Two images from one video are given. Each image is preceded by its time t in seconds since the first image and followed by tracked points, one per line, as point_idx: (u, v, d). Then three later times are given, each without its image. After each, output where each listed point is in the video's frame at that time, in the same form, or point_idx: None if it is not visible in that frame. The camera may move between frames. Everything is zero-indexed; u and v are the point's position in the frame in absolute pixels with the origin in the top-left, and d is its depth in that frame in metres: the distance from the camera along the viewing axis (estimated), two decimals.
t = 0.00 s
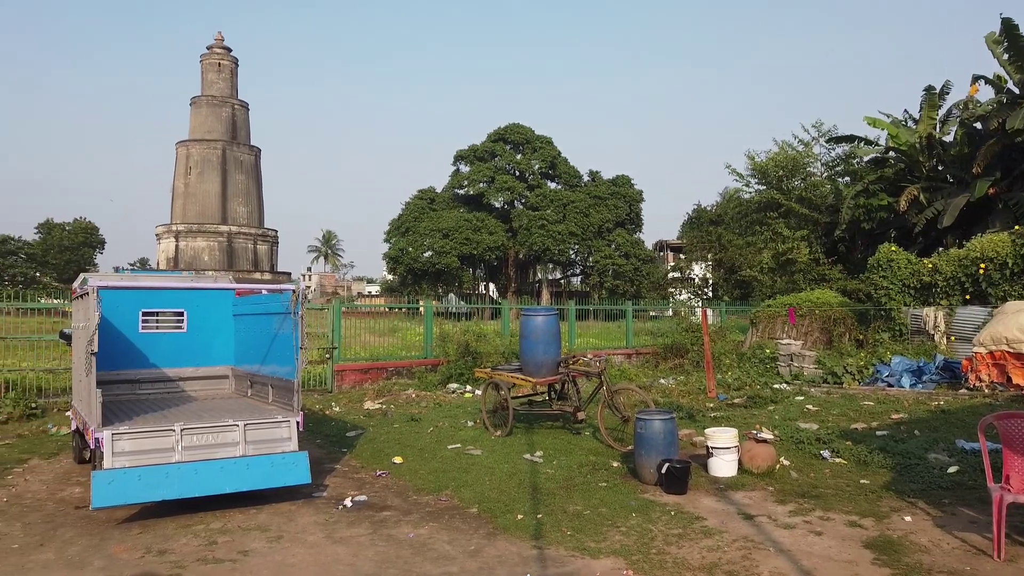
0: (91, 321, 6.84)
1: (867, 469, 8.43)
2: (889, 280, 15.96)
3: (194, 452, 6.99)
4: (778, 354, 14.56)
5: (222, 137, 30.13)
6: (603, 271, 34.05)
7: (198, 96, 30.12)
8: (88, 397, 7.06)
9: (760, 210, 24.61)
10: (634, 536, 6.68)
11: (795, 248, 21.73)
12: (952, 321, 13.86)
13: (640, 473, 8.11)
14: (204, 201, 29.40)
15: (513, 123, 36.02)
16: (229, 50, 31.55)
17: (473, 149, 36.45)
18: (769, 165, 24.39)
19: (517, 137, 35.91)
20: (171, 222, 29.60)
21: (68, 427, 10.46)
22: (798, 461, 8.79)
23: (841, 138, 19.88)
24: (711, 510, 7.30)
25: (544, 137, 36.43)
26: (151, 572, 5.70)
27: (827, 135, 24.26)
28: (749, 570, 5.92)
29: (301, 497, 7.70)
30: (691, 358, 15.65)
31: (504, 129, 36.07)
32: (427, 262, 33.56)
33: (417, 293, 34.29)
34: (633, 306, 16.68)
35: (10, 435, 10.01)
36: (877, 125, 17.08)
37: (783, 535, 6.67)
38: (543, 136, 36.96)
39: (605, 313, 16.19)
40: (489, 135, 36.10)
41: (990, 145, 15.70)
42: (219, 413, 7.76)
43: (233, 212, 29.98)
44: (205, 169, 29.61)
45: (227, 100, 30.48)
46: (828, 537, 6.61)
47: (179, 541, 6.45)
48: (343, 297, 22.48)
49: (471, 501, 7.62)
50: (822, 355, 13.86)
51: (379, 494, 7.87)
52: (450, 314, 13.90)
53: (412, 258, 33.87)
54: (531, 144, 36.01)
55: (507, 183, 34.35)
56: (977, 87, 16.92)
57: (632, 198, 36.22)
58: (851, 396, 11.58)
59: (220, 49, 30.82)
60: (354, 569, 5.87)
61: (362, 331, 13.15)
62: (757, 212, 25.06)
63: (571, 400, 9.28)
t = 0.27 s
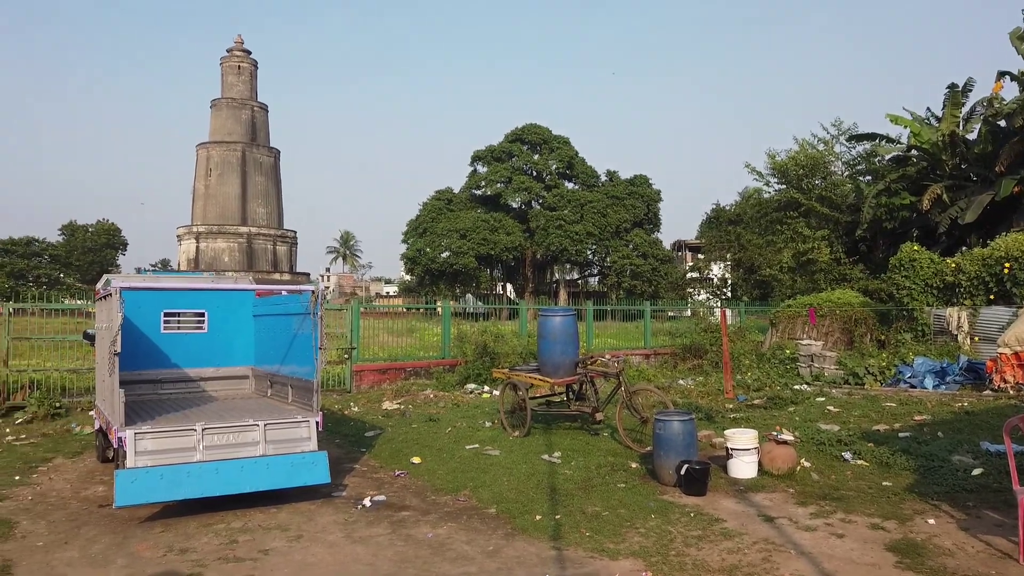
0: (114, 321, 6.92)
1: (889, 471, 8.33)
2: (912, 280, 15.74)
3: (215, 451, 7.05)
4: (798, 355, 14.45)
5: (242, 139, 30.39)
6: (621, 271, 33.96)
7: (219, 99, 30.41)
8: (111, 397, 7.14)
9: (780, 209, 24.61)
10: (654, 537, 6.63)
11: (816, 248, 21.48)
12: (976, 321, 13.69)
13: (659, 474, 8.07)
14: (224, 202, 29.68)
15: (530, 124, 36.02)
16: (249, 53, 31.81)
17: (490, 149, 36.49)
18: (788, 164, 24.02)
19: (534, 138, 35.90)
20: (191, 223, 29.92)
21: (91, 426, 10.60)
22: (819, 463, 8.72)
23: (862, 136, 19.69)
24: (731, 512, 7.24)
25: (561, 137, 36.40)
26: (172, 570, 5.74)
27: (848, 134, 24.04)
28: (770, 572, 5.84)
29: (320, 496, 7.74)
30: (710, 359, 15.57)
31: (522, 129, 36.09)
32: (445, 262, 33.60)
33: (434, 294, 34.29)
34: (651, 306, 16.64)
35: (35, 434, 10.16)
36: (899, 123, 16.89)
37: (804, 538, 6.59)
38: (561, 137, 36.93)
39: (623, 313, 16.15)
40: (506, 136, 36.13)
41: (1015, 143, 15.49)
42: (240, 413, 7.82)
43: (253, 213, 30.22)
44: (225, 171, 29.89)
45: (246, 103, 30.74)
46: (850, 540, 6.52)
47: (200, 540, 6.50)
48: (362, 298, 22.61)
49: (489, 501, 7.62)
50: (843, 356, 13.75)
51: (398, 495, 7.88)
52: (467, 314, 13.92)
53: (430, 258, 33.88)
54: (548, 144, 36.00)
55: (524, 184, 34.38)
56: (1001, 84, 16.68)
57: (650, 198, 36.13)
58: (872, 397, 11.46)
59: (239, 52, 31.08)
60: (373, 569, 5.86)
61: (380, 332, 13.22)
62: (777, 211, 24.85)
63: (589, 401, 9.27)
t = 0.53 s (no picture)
0: (134, 322, 6.99)
1: (911, 473, 8.23)
2: (933, 279, 15.52)
3: (234, 450, 7.10)
4: (817, 355, 14.35)
5: (260, 141, 30.61)
6: (637, 271, 33.85)
7: (237, 100, 30.64)
8: (132, 396, 7.21)
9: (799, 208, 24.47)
10: (671, 538, 6.58)
11: (835, 248, 21.42)
12: (1000, 320, 13.45)
13: (677, 475, 8.03)
14: (242, 203, 29.92)
15: (547, 123, 35.99)
16: (267, 55, 32.01)
17: (506, 149, 36.49)
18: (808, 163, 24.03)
19: (550, 138, 35.87)
20: (210, 224, 30.19)
21: (112, 425, 10.73)
22: (839, 464, 8.63)
23: (882, 134, 19.48)
24: (749, 513, 7.17)
25: (577, 137, 36.35)
26: (192, 568, 5.79)
27: (868, 131, 23.79)
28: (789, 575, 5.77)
29: (337, 496, 7.76)
30: (727, 359, 15.48)
31: (538, 129, 36.07)
32: (461, 262, 33.65)
33: (451, 293, 34.31)
34: (668, 306, 16.57)
35: (58, 433, 10.30)
36: (920, 120, 16.68)
37: (824, 540, 6.51)
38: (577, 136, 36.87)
39: (640, 313, 16.10)
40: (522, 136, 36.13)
41: None
42: (258, 412, 7.87)
43: (271, 214, 30.43)
44: (243, 172, 30.12)
45: (264, 104, 30.95)
46: (870, 542, 6.43)
47: (219, 538, 6.55)
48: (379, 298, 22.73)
49: (506, 501, 7.61)
50: (863, 356, 13.63)
51: (415, 494, 7.90)
52: (484, 314, 13.94)
53: (446, 258, 33.91)
54: (565, 143, 35.96)
55: (540, 183, 34.36)
56: None
57: (667, 197, 35.98)
58: (893, 398, 11.34)
59: (257, 54, 31.29)
60: (391, 569, 5.87)
61: (397, 332, 13.27)
62: (796, 209, 24.61)
63: (605, 401, 9.25)
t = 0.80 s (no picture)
0: (151, 322, 7.05)
1: (928, 474, 8.14)
2: (951, 279, 15.38)
3: (249, 450, 7.14)
4: (833, 355, 14.27)
5: (274, 141, 30.78)
6: (651, 271, 33.75)
7: (252, 102, 30.83)
8: (149, 396, 7.27)
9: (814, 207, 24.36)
10: (686, 539, 6.54)
11: (852, 247, 21.38)
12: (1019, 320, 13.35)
13: (691, 476, 7.99)
14: (257, 204, 30.11)
15: (560, 123, 35.96)
16: (281, 56, 32.19)
17: (519, 149, 36.48)
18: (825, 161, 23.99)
19: (564, 137, 35.83)
20: (226, 225, 30.41)
21: (129, 424, 10.83)
22: (855, 465, 8.56)
23: (899, 132, 19.31)
24: (765, 515, 7.12)
25: (591, 136, 36.30)
26: (208, 567, 5.82)
27: (885, 130, 23.59)
28: None
29: (352, 495, 7.78)
30: (742, 359, 15.40)
31: (551, 129, 36.05)
32: (474, 262, 33.68)
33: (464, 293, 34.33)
34: (682, 306, 16.52)
35: (76, 432, 10.41)
36: (938, 118, 16.52)
37: (840, 541, 6.45)
38: (591, 136, 36.81)
39: (654, 313, 16.06)
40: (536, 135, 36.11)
41: None
42: (273, 412, 7.91)
43: (285, 214, 30.60)
44: (258, 173, 30.31)
45: (279, 105, 31.13)
46: (888, 544, 6.36)
47: (235, 537, 6.58)
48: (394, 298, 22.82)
49: (520, 501, 7.60)
50: (880, 356, 13.53)
51: (429, 494, 7.90)
52: (497, 314, 13.96)
53: (460, 258, 33.93)
54: (578, 143, 35.92)
55: (554, 183, 34.34)
56: None
57: (681, 195, 35.84)
58: (911, 398, 11.23)
59: (272, 56, 31.47)
60: (405, 568, 5.87)
61: (411, 332, 13.31)
62: (811, 208, 24.46)
63: (619, 401, 9.24)
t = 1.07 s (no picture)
0: (169, 322, 7.10)
1: (948, 476, 8.05)
2: (970, 278, 15.16)
3: (265, 449, 7.18)
4: (850, 355, 14.19)
5: (290, 143, 30.96)
6: (666, 271, 33.64)
7: (268, 103, 31.03)
8: (166, 396, 7.33)
9: (831, 207, 24.22)
10: (702, 541, 6.50)
11: (871, 246, 21.24)
12: None
13: (707, 477, 7.94)
14: (273, 205, 30.30)
15: (575, 123, 35.92)
16: (297, 58, 32.39)
17: (533, 149, 36.46)
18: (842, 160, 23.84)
19: (578, 137, 35.78)
20: (242, 226, 30.64)
21: (147, 424, 10.93)
22: (874, 466, 8.48)
23: (917, 130, 19.12)
24: (782, 516, 7.06)
25: (605, 136, 36.24)
26: (225, 566, 5.86)
27: (903, 128, 23.37)
28: None
29: (367, 495, 7.81)
30: (758, 359, 15.31)
31: (565, 129, 36.02)
32: (489, 262, 33.66)
33: (479, 294, 34.37)
34: (698, 307, 16.46)
35: (95, 431, 10.52)
36: (956, 116, 16.34)
37: (858, 544, 6.38)
38: (605, 136, 36.74)
39: (669, 313, 16.02)
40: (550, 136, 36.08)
41: None
42: (289, 412, 7.95)
43: (301, 215, 30.77)
44: (274, 174, 30.50)
45: (294, 107, 31.30)
46: (907, 547, 6.28)
47: (251, 536, 6.62)
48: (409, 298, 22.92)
49: (535, 502, 7.59)
50: (897, 357, 13.43)
51: (444, 494, 7.91)
52: (512, 315, 13.98)
53: (474, 259, 33.93)
54: (593, 143, 35.87)
55: (568, 183, 34.31)
56: None
57: (696, 195, 35.72)
58: (930, 399, 11.13)
59: (288, 58, 31.66)
60: (420, 568, 5.87)
61: (426, 332, 13.34)
62: (828, 207, 24.29)
63: (635, 401, 9.22)
